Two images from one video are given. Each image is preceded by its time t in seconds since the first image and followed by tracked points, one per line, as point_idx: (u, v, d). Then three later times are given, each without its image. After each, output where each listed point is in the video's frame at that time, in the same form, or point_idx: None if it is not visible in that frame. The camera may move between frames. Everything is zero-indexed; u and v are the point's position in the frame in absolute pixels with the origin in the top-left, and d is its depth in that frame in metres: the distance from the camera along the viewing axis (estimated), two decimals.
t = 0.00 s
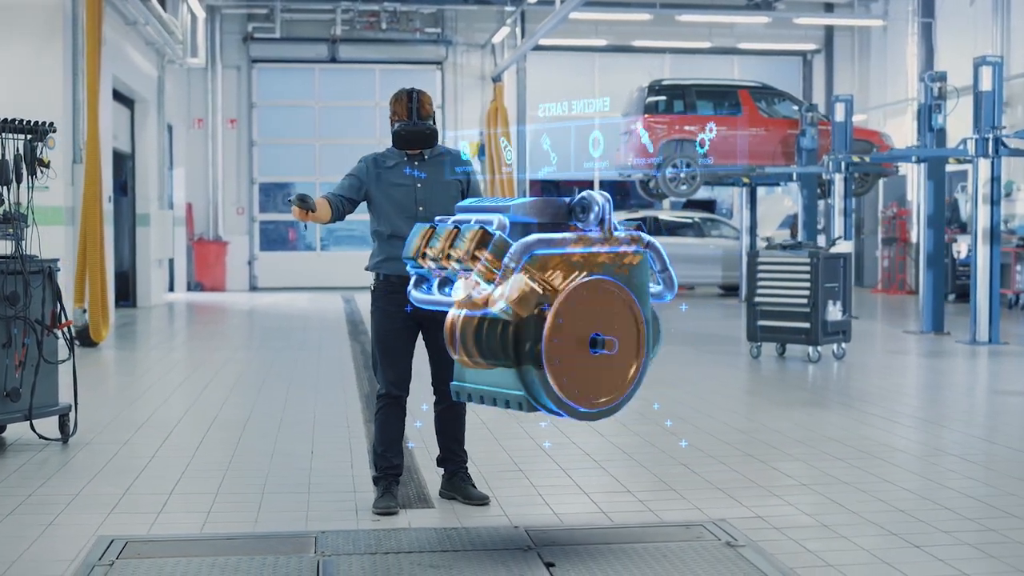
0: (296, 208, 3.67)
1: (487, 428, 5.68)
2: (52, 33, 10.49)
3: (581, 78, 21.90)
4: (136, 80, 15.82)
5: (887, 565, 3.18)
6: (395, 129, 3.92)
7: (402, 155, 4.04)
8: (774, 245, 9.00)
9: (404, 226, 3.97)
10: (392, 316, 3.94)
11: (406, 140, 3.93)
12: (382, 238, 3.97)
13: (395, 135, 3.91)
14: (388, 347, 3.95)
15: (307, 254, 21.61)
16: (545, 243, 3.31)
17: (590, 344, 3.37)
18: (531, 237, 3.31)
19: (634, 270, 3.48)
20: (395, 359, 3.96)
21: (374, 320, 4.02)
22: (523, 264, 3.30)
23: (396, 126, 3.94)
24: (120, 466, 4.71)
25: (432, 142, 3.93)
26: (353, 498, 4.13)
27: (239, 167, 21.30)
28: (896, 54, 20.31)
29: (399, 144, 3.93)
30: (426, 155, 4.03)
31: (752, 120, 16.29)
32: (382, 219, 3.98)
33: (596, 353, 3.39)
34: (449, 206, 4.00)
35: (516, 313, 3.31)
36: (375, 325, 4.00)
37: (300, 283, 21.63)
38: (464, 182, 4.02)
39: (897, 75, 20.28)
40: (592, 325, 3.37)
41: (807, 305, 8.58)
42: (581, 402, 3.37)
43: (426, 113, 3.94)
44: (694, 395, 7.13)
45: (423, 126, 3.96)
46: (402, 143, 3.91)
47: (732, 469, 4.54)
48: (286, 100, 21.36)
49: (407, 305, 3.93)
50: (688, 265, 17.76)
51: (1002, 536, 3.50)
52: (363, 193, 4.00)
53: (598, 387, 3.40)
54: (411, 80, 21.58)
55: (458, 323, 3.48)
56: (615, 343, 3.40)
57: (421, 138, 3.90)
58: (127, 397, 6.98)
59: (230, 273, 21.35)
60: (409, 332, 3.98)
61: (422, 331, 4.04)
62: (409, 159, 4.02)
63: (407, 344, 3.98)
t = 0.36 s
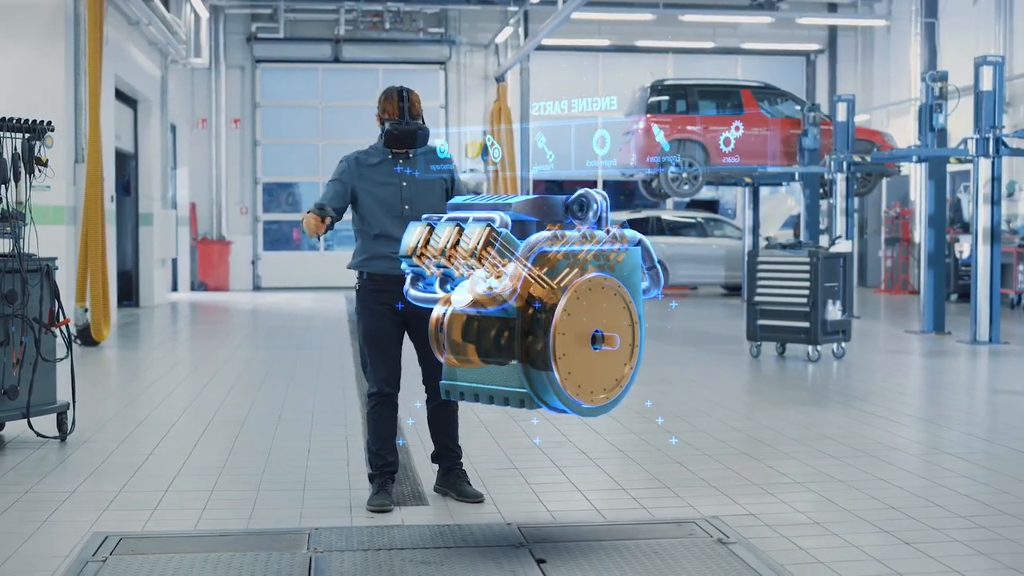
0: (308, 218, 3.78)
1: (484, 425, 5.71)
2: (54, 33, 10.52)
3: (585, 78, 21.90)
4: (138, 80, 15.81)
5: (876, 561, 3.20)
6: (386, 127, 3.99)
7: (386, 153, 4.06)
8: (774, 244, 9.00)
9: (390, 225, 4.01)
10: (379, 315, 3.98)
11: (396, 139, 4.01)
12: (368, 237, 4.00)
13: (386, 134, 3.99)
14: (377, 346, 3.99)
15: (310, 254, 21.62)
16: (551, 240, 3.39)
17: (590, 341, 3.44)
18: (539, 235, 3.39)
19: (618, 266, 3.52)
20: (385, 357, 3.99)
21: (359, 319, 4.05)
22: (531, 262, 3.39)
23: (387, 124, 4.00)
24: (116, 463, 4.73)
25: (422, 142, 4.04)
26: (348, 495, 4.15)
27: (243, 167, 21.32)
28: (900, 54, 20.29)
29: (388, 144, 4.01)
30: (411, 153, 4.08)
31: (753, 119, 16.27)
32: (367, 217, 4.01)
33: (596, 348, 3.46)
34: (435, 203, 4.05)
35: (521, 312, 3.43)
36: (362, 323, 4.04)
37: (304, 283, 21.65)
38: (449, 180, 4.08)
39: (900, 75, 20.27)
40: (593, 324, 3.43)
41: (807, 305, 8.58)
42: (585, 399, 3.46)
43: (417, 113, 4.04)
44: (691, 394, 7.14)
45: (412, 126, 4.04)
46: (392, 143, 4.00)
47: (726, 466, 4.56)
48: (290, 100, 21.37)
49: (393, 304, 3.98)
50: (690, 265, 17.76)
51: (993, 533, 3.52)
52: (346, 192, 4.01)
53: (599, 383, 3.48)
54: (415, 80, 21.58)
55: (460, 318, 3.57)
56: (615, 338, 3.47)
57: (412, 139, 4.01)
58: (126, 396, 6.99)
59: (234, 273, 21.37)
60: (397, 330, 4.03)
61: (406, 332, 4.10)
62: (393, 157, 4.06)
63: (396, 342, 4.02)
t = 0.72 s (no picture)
0: (330, 231, 3.69)
1: (479, 425, 5.72)
2: (53, 33, 10.53)
3: (586, 77, 21.89)
4: (138, 79, 15.80)
5: (864, 560, 3.21)
6: (363, 123, 3.93)
7: (356, 153, 4.07)
8: (771, 244, 9.02)
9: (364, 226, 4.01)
10: (358, 315, 3.96)
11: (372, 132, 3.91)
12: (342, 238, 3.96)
13: (364, 129, 3.91)
14: (359, 347, 3.95)
15: (311, 254, 21.59)
16: (540, 219, 3.40)
17: (582, 340, 3.48)
18: (528, 214, 3.38)
19: (609, 266, 3.61)
20: (368, 356, 3.95)
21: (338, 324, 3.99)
22: (523, 258, 3.46)
23: (361, 119, 3.96)
24: (110, 462, 4.74)
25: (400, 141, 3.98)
26: (342, 495, 4.16)
27: (244, 167, 21.31)
28: (901, 54, 20.29)
29: (365, 141, 3.93)
30: (380, 154, 4.09)
31: (752, 120, 16.18)
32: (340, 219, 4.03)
33: (587, 348, 3.50)
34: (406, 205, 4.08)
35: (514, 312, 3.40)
36: (340, 326, 3.99)
37: (305, 283, 21.64)
38: (417, 180, 4.11)
39: (901, 74, 20.27)
40: (584, 321, 3.48)
41: (805, 305, 8.59)
42: (576, 397, 3.48)
43: (392, 111, 4.04)
44: (688, 394, 7.15)
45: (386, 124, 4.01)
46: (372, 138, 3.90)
47: (719, 465, 4.57)
48: (291, 100, 21.37)
49: (374, 305, 3.97)
50: (691, 265, 17.74)
51: (982, 532, 3.53)
52: (318, 194, 4.02)
53: (591, 382, 3.50)
54: (415, 80, 21.59)
55: (451, 319, 3.65)
56: (605, 337, 3.51)
57: (390, 133, 3.90)
58: (123, 396, 7.00)
59: (235, 273, 21.36)
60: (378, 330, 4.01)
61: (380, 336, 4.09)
62: (363, 158, 4.07)
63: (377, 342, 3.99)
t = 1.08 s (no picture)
0: (298, 232, 3.75)
1: (474, 424, 5.73)
2: (52, 33, 10.53)
3: (585, 77, 21.89)
4: (137, 79, 15.79)
5: (854, 559, 3.22)
6: (335, 121, 3.97)
7: (326, 155, 4.12)
8: (768, 244, 9.02)
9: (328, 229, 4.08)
10: (320, 315, 3.98)
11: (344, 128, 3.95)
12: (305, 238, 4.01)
13: (337, 127, 3.95)
14: (329, 345, 3.95)
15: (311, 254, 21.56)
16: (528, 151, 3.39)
17: (571, 339, 3.49)
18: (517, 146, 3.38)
19: (602, 265, 3.60)
20: (340, 352, 3.96)
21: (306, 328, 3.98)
22: (515, 259, 3.48)
23: (333, 117, 4.00)
24: (105, 461, 4.74)
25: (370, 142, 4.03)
26: (334, 495, 4.17)
27: (244, 167, 21.31)
28: (900, 54, 20.30)
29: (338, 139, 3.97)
30: (349, 158, 4.16)
31: (751, 120, 16.10)
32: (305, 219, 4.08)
33: (577, 347, 3.51)
34: (369, 211, 4.16)
35: (501, 310, 3.43)
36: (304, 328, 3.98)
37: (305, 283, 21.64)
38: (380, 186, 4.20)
39: (900, 74, 20.28)
40: (574, 321, 3.49)
41: (803, 305, 8.60)
42: (566, 397, 3.49)
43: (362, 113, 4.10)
44: (684, 393, 7.16)
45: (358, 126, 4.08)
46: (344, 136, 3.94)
47: (711, 465, 4.59)
48: (291, 100, 21.37)
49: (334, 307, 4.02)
50: (690, 265, 17.74)
51: (973, 531, 3.54)
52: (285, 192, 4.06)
53: (581, 381, 3.52)
54: (415, 80, 21.60)
55: (444, 317, 3.64)
56: (595, 336, 3.51)
57: (363, 131, 3.95)
58: (119, 396, 7.00)
59: (235, 273, 21.36)
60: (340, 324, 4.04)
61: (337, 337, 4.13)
62: (334, 160, 4.12)
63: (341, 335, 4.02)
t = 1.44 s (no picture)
0: (260, 220, 3.75)
1: (470, 423, 5.74)
2: (51, 33, 10.53)
3: (585, 78, 21.87)
4: (136, 78, 15.77)
5: (848, 557, 3.23)
6: (312, 122, 3.96)
7: (293, 151, 4.12)
8: (765, 245, 9.03)
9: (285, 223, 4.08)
10: (266, 308, 3.98)
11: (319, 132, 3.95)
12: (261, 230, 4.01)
13: (313, 128, 3.95)
14: (259, 338, 3.96)
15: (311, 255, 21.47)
16: (546, 132, 3.48)
17: (566, 339, 3.52)
18: (535, 127, 3.47)
19: (595, 265, 3.64)
20: (269, 347, 3.97)
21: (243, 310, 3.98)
22: (513, 258, 3.48)
23: (310, 118, 3.99)
24: (102, 460, 4.75)
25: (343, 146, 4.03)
26: (332, 494, 4.18)
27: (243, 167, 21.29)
28: (899, 55, 20.30)
29: (312, 141, 3.97)
30: (315, 157, 4.18)
31: (750, 121, 16.11)
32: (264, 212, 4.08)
33: (571, 346, 3.53)
34: (327, 212, 4.20)
35: (495, 308, 3.45)
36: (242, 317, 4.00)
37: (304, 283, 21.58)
38: (339, 187, 4.25)
39: (899, 74, 20.28)
40: (570, 321, 3.51)
41: (800, 305, 8.60)
42: (560, 395, 3.51)
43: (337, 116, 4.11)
44: (680, 393, 7.17)
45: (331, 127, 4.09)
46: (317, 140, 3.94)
47: (707, 464, 4.60)
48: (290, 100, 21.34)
49: (282, 301, 4.01)
50: (688, 265, 17.75)
51: (967, 530, 3.55)
52: (248, 182, 4.05)
53: (575, 380, 3.55)
54: (414, 80, 21.58)
55: (439, 316, 3.57)
56: (589, 336, 3.54)
57: (337, 138, 3.95)
58: (117, 395, 7.01)
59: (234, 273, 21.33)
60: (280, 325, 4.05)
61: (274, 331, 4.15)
62: (300, 157, 4.13)
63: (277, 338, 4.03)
